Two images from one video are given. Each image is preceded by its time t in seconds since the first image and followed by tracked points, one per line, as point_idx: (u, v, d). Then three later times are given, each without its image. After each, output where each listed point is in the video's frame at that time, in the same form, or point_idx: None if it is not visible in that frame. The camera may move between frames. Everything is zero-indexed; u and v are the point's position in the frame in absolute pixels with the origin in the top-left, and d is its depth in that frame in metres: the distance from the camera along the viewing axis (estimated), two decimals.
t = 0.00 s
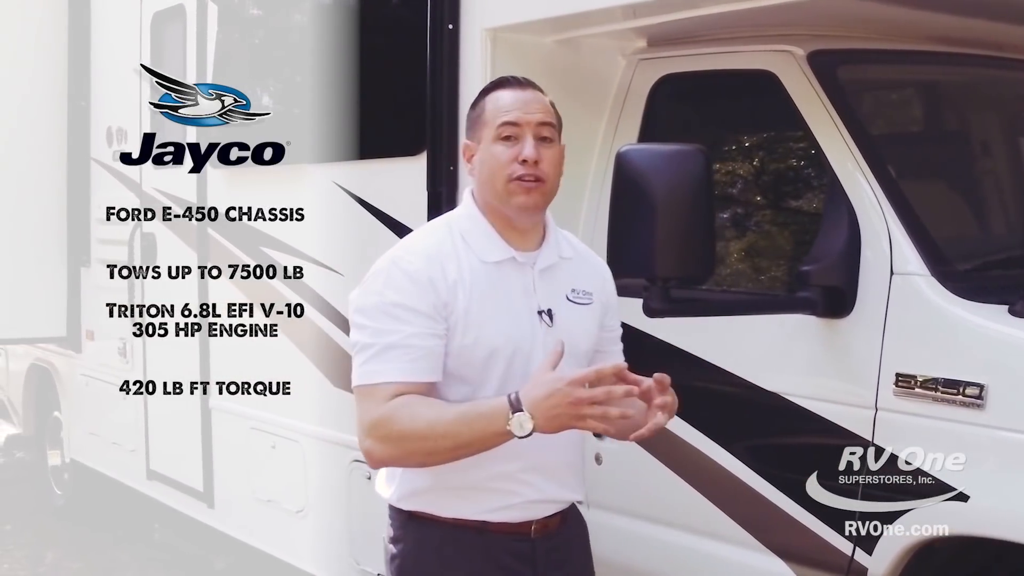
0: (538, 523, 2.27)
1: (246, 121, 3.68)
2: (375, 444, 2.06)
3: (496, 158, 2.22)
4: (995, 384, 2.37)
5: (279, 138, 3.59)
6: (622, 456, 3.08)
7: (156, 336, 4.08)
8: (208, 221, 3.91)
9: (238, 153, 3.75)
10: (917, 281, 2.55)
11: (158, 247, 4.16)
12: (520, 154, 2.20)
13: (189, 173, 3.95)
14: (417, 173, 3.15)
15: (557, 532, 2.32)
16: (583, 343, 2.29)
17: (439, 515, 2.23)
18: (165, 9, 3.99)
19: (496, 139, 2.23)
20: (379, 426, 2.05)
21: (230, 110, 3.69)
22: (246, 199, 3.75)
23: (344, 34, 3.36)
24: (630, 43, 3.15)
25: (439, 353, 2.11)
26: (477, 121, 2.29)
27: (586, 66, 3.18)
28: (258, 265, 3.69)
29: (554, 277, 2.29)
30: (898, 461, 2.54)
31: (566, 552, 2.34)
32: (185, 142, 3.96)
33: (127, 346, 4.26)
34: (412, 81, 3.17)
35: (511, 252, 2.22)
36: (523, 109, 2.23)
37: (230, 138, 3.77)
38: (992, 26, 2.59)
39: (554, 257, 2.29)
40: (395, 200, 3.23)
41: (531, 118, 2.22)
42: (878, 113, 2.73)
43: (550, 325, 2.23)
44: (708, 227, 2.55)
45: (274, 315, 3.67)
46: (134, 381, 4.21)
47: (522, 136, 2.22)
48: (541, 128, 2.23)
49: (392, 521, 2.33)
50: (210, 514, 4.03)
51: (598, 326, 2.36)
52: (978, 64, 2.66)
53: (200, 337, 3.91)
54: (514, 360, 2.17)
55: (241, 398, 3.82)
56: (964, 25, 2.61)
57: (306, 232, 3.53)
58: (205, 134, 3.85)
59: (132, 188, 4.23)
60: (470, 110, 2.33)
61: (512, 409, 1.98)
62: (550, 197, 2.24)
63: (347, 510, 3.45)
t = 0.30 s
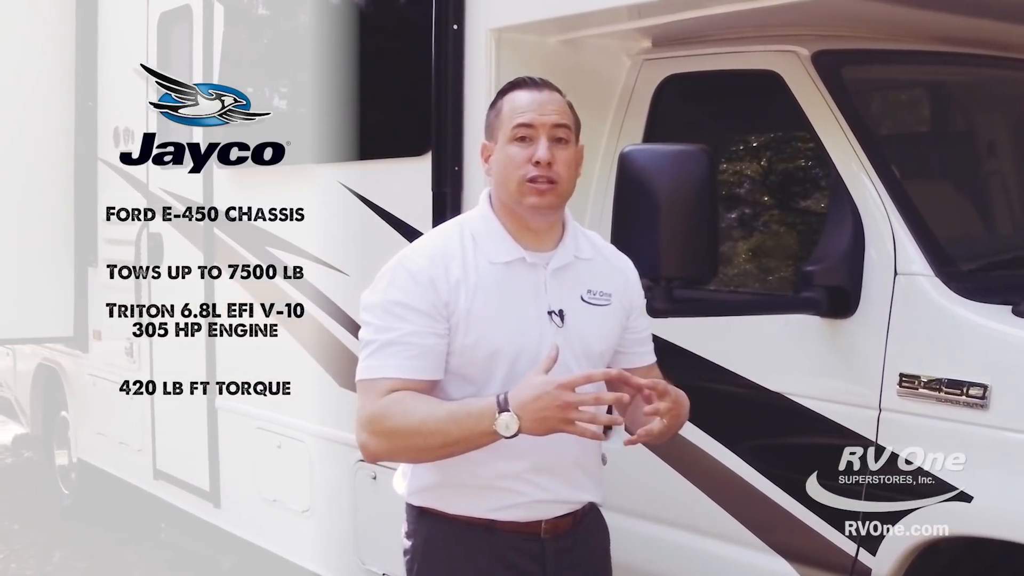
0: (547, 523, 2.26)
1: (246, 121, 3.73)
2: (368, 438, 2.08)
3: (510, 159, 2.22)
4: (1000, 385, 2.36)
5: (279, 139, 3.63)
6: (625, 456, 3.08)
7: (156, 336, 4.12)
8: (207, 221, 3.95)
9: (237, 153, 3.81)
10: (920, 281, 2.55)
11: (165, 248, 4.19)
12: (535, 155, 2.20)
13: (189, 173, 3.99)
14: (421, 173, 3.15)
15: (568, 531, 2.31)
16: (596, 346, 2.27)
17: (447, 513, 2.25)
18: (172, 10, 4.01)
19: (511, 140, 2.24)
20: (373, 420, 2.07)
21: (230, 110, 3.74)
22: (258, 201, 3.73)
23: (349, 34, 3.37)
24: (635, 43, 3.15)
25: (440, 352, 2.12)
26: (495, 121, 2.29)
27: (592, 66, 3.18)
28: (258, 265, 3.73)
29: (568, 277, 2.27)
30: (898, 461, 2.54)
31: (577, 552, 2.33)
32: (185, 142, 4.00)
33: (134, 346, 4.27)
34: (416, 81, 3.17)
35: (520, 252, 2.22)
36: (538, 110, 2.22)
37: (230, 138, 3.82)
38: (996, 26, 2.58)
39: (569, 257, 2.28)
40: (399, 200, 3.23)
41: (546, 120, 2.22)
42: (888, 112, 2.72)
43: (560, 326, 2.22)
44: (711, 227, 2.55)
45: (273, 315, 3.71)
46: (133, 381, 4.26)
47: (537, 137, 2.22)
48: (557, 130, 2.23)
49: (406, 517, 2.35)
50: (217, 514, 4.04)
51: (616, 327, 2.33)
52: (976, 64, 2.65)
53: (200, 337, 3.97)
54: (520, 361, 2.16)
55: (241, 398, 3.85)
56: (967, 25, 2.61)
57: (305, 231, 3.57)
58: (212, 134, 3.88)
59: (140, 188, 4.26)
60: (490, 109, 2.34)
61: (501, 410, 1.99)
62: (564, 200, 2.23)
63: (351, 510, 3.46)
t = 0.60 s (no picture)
0: (555, 524, 2.26)
1: (246, 120, 3.72)
2: (372, 438, 2.09)
3: (525, 158, 2.22)
4: (1003, 385, 2.35)
5: (279, 138, 3.64)
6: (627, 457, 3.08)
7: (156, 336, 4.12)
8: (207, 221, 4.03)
9: (238, 153, 3.82)
10: (923, 281, 2.54)
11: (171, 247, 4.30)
12: (548, 157, 2.20)
13: (189, 172, 3.98)
14: (426, 174, 3.16)
15: (578, 533, 2.30)
16: (607, 348, 2.26)
17: (456, 511, 2.26)
18: (181, 11, 4.08)
19: (525, 140, 2.24)
20: (377, 421, 2.08)
21: (230, 110, 3.74)
22: (260, 201, 3.76)
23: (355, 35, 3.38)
24: (639, 43, 3.14)
25: (447, 353, 2.13)
26: (509, 121, 2.30)
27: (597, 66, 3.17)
28: (258, 265, 3.75)
29: (579, 279, 2.27)
30: (898, 461, 2.54)
31: (587, 554, 2.32)
32: (185, 142, 3.94)
33: (140, 347, 4.26)
34: (421, 82, 3.18)
35: (531, 254, 2.22)
36: (553, 111, 2.23)
37: (230, 139, 3.83)
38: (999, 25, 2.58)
39: (580, 259, 2.27)
40: (404, 200, 3.24)
41: (561, 121, 2.23)
42: (896, 112, 2.72)
43: (570, 328, 2.21)
44: (715, 227, 2.56)
45: (273, 316, 3.73)
46: (133, 381, 4.30)
47: (552, 138, 2.22)
48: (571, 131, 2.23)
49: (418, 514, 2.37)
50: (223, 514, 4.06)
51: (629, 329, 2.32)
52: (976, 64, 2.70)
53: (200, 338, 3.98)
54: (527, 362, 2.17)
55: (241, 397, 3.88)
56: (970, 25, 2.61)
57: (307, 231, 3.58)
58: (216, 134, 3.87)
59: (146, 188, 4.26)
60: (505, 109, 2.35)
61: (502, 420, 2.01)
62: (578, 201, 2.24)
63: (356, 510, 3.46)
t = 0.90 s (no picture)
0: (564, 525, 2.26)
1: (246, 121, 3.79)
2: (374, 436, 2.08)
3: (536, 156, 2.22)
4: (1005, 385, 2.35)
5: (279, 139, 3.68)
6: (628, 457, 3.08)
7: (155, 336, 4.20)
8: (207, 221, 4.03)
9: (237, 153, 3.86)
10: (925, 281, 2.54)
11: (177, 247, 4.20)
12: (561, 154, 2.20)
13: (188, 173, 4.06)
14: (428, 174, 3.17)
15: (586, 532, 2.30)
16: (615, 349, 2.27)
17: (466, 513, 2.26)
18: (183, 11, 4.04)
19: (536, 139, 2.24)
20: (382, 421, 2.07)
21: (230, 110, 3.80)
22: (260, 201, 3.79)
23: (359, 36, 3.39)
24: (642, 43, 3.15)
25: (454, 353, 2.13)
26: (521, 120, 2.30)
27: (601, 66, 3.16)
28: (258, 265, 3.79)
29: (588, 281, 2.27)
30: (898, 461, 2.54)
31: (594, 554, 2.32)
32: (185, 142, 4.05)
33: (146, 346, 4.30)
34: (424, 82, 3.20)
35: (540, 254, 2.22)
36: (565, 110, 2.23)
37: (230, 138, 3.88)
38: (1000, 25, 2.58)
39: (588, 260, 2.28)
40: (407, 200, 3.25)
41: (572, 120, 2.23)
42: (898, 112, 2.72)
43: (578, 329, 2.21)
44: (716, 226, 2.56)
45: (274, 315, 3.78)
46: (134, 381, 4.39)
47: (563, 136, 2.22)
48: (582, 131, 2.24)
49: (424, 515, 2.36)
50: (227, 513, 4.07)
51: (635, 331, 2.32)
52: (980, 64, 2.71)
53: (200, 337, 4.03)
54: (535, 364, 2.16)
55: (240, 397, 3.92)
56: (971, 24, 2.61)
57: (307, 231, 3.61)
58: (221, 132, 3.91)
59: (150, 187, 4.25)
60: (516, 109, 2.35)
61: (511, 444, 2.01)
62: (587, 201, 2.23)
63: (359, 510, 3.47)
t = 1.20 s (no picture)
0: (574, 523, 2.25)
1: (245, 120, 3.80)
2: (378, 420, 2.00)
3: (542, 149, 2.23)
4: (1005, 384, 2.34)
5: (279, 139, 3.69)
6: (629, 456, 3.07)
7: (156, 336, 4.21)
8: (207, 221, 4.04)
9: (238, 153, 3.88)
10: (925, 279, 2.54)
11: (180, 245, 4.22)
12: (568, 146, 2.21)
13: (189, 173, 4.07)
14: (428, 173, 3.18)
15: (594, 530, 2.31)
16: (623, 343, 2.27)
17: (476, 512, 2.23)
18: (186, 10, 4.05)
19: (542, 132, 2.25)
20: (385, 401, 2.00)
21: (230, 110, 3.81)
22: (259, 201, 3.81)
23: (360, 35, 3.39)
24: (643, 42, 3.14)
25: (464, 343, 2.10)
26: (524, 117, 2.31)
27: (601, 64, 3.15)
28: (258, 265, 3.80)
29: (594, 274, 2.28)
30: (898, 461, 2.54)
31: (602, 551, 2.32)
32: (185, 142, 4.06)
33: (149, 345, 4.31)
34: (425, 82, 3.19)
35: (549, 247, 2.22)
36: (570, 103, 2.25)
37: (230, 138, 3.90)
38: (1001, 23, 2.56)
39: (594, 253, 2.28)
40: (408, 200, 3.25)
41: (577, 113, 2.25)
42: (898, 110, 2.71)
43: (587, 321, 2.21)
44: (715, 225, 2.55)
45: (274, 315, 3.79)
46: (134, 381, 4.41)
47: (569, 129, 2.24)
48: (587, 124, 2.25)
49: (430, 517, 2.34)
50: (229, 513, 4.08)
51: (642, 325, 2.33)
52: (982, 63, 2.66)
53: (200, 337, 4.04)
54: (544, 354, 2.15)
55: (240, 397, 3.94)
56: (972, 22, 2.58)
57: (307, 230, 3.62)
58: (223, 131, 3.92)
59: (151, 186, 4.26)
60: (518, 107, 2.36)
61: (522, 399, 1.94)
62: (594, 193, 2.24)
63: (360, 509, 3.47)
